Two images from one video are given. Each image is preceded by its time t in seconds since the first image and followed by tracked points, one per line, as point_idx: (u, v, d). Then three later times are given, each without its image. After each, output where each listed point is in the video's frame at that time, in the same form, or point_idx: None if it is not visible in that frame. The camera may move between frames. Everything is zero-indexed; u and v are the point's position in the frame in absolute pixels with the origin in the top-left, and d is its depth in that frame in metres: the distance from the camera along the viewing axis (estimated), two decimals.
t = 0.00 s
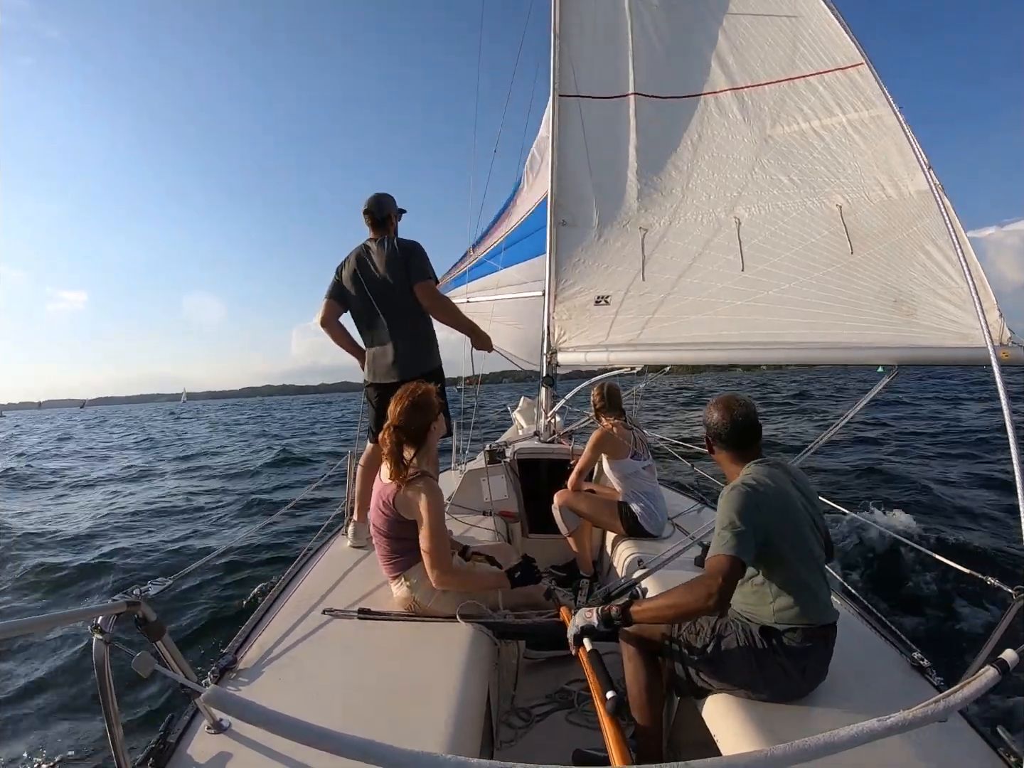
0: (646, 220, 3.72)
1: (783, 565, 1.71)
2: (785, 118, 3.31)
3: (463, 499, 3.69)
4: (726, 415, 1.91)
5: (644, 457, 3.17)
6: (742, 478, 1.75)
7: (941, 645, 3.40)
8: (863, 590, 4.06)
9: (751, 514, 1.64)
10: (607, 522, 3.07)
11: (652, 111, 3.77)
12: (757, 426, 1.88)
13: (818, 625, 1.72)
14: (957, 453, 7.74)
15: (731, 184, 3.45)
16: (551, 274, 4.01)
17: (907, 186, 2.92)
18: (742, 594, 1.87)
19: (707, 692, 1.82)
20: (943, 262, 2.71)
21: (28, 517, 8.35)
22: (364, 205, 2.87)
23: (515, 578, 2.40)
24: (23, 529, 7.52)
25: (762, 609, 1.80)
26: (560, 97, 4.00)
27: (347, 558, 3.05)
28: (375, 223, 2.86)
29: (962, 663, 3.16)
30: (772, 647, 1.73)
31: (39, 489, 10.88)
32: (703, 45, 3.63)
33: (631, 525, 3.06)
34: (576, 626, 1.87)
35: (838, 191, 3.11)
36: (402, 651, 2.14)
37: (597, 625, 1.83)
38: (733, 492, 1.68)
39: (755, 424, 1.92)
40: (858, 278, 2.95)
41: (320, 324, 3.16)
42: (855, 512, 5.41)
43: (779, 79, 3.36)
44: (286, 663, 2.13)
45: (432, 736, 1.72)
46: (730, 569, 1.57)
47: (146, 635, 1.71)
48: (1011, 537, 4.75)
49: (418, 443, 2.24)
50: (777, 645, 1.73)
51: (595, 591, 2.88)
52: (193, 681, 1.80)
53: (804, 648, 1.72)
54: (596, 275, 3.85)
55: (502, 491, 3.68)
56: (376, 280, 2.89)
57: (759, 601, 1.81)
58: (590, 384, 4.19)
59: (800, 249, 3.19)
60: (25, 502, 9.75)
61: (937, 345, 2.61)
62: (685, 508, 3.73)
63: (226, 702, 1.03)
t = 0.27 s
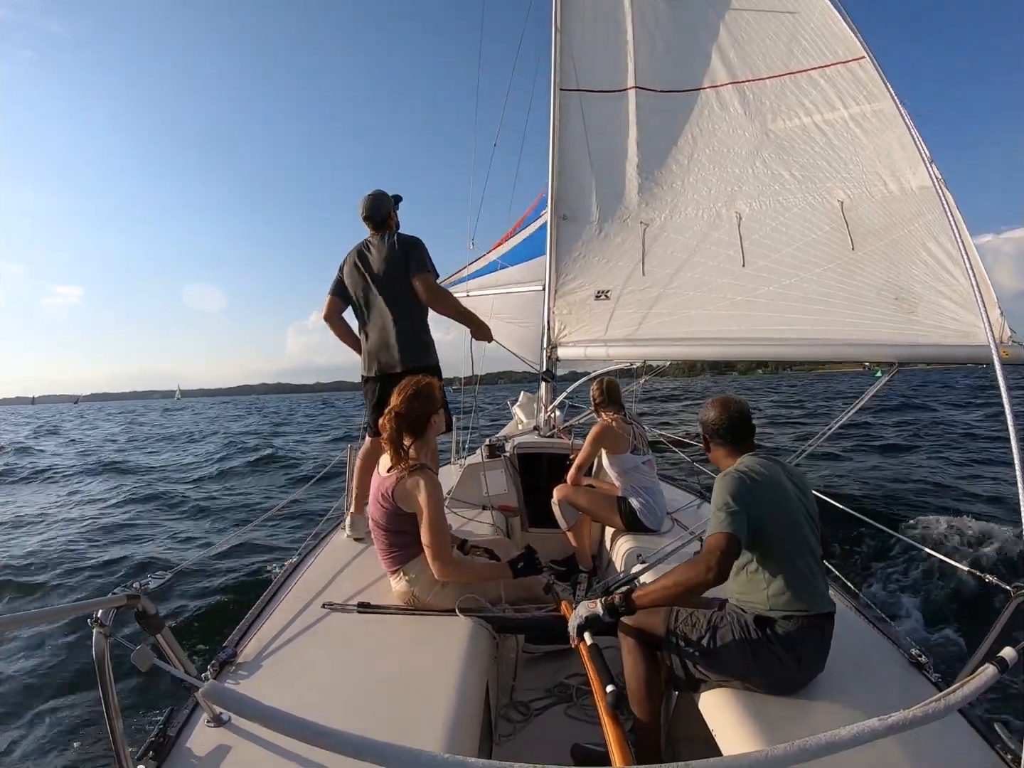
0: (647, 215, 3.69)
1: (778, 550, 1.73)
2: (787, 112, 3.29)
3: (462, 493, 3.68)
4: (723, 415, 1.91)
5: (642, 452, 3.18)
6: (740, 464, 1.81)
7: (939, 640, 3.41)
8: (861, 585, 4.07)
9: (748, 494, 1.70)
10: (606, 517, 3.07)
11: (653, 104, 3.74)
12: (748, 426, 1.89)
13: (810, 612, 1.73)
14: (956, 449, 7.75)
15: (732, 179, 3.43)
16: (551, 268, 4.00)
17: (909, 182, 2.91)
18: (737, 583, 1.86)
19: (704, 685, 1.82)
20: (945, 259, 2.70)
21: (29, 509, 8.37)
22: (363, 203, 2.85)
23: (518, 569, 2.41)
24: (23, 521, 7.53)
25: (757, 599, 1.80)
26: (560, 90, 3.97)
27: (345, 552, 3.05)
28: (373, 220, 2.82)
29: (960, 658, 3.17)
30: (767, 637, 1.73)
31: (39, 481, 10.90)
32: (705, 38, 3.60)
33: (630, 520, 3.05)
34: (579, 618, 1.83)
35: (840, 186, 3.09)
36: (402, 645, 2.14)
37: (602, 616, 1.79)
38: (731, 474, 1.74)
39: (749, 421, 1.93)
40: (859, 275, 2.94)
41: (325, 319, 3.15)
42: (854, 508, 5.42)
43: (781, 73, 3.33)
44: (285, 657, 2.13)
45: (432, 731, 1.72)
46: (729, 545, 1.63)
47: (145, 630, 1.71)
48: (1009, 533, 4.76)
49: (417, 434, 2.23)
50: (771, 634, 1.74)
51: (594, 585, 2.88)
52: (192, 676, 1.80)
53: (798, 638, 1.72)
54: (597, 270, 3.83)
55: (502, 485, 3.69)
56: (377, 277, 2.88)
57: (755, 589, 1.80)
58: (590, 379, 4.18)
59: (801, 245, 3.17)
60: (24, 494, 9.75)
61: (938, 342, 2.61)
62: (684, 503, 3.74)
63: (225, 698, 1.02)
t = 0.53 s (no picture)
0: (648, 215, 3.69)
1: (778, 543, 1.76)
2: (789, 112, 3.29)
3: (462, 493, 3.68)
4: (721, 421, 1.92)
5: (644, 454, 3.19)
6: (737, 462, 1.84)
7: (939, 642, 3.41)
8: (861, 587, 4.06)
9: (745, 489, 1.73)
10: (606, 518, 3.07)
11: (654, 103, 3.74)
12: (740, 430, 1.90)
13: (811, 605, 1.75)
14: (956, 451, 7.75)
15: (733, 179, 3.43)
16: (552, 268, 4.00)
17: (911, 184, 2.91)
18: (737, 580, 1.89)
19: (704, 684, 1.81)
20: (946, 261, 2.70)
21: (30, 507, 8.38)
22: (358, 209, 2.88)
23: (518, 569, 2.41)
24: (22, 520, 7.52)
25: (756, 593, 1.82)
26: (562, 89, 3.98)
27: (345, 552, 3.05)
28: (367, 221, 2.87)
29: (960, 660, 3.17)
30: (766, 631, 1.74)
31: (41, 479, 10.92)
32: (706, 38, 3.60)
33: (631, 521, 3.06)
34: (584, 617, 1.82)
35: (841, 188, 3.09)
36: (402, 646, 2.14)
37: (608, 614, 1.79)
38: (727, 470, 1.78)
39: (741, 428, 1.94)
40: (860, 276, 2.94)
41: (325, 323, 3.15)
42: (854, 509, 5.42)
43: (783, 72, 3.33)
44: (286, 657, 2.13)
45: (432, 731, 1.72)
46: (728, 535, 1.66)
47: (146, 630, 1.72)
48: (1010, 535, 4.76)
49: (422, 436, 2.22)
50: (770, 627, 1.75)
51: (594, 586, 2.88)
52: (193, 675, 1.81)
53: (797, 630, 1.73)
54: (597, 271, 3.83)
55: (501, 486, 3.68)
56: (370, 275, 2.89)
57: (754, 583, 1.83)
58: (590, 379, 4.18)
59: (802, 246, 3.18)
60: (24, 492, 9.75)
61: (939, 344, 2.61)
62: (684, 504, 3.74)
63: (226, 697, 1.03)
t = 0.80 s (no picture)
0: (649, 220, 3.71)
1: (776, 544, 1.76)
2: (790, 118, 3.30)
3: (462, 498, 3.68)
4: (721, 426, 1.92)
5: (645, 459, 3.17)
6: (732, 467, 1.84)
7: (941, 647, 3.40)
8: (863, 592, 4.05)
9: (740, 490, 1.75)
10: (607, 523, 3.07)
11: (654, 109, 3.75)
12: (739, 434, 1.92)
13: (810, 605, 1.74)
14: (958, 457, 7.74)
15: (734, 185, 3.44)
16: (553, 272, 4.01)
17: (911, 191, 2.92)
18: (734, 582, 1.90)
19: (705, 688, 1.81)
20: (947, 267, 2.71)
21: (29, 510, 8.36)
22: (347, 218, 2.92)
23: (516, 574, 2.44)
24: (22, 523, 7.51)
25: (753, 594, 1.83)
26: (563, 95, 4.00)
27: (344, 557, 3.04)
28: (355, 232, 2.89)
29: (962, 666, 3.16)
30: (765, 632, 1.74)
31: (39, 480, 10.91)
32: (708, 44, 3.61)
33: (631, 526, 3.06)
34: (585, 620, 1.81)
35: (841, 194, 3.10)
36: (402, 651, 2.14)
37: (608, 618, 1.79)
38: (722, 472, 1.81)
39: (739, 435, 1.95)
40: (861, 282, 2.95)
41: (324, 336, 3.21)
42: (855, 514, 5.41)
43: (784, 79, 3.34)
44: (285, 662, 2.12)
45: (432, 737, 1.71)
46: (726, 536, 1.67)
47: (145, 634, 1.71)
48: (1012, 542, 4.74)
49: (427, 442, 2.21)
50: (769, 628, 1.75)
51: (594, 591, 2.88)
52: (192, 680, 1.80)
53: (796, 630, 1.72)
54: (598, 275, 3.84)
55: (500, 491, 3.67)
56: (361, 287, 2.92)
57: (748, 584, 1.85)
58: (591, 384, 4.18)
59: (803, 251, 3.18)
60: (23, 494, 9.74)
61: (940, 350, 2.61)
62: (685, 509, 3.73)
63: (225, 702, 1.02)
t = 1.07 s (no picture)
0: (649, 225, 3.72)
1: (781, 550, 1.76)
2: (789, 124, 3.33)
3: (463, 502, 3.68)
4: (733, 426, 1.92)
5: (646, 463, 3.16)
6: (740, 469, 1.84)
7: (942, 651, 3.40)
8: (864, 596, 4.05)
9: (748, 494, 1.75)
10: (607, 527, 3.08)
11: (655, 114, 3.77)
12: (749, 432, 1.93)
13: (810, 611, 1.74)
14: (958, 462, 7.75)
15: (734, 190, 3.46)
16: (553, 276, 4.02)
17: (911, 199, 2.94)
18: (739, 585, 1.87)
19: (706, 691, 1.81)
20: (946, 272, 2.73)
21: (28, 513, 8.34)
22: (332, 224, 2.94)
23: (517, 577, 2.42)
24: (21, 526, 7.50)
25: (757, 599, 1.81)
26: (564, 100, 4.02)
27: (345, 560, 3.04)
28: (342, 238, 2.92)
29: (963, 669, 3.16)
30: (765, 636, 1.74)
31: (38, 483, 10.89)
32: (708, 49, 3.64)
33: (631, 530, 3.07)
34: (587, 625, 1.82)
35: (842, 199, 3.12)
36: (403, 655, 2.14)
37: (610, 621, 1.79)
38: (732, 474, 1.80)
39: (750, 434, 1.95)
40: (860, 286, 2.96)
41: (322, 344, 3.23)
42: (856, 518, 5.41)
43: (783, 84, 3.37)
44: (286, 665, 2.12)
45: (433, 741, 1.71)
46: (729, 541, 1.67)
47: (146, 637, 1.71)
48: (1012, 545, 4.75)
49: (429, 446, 2.21)
50: (769, 632, 1.75)
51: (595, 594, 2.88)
52: (193, 683, 1.80)
53: (796, 634, 1.73)
54: (599, 279, 3.85)
55: (501, 494, 3.67)
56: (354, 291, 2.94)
57: (752, 585, 1.83)
58: (592, 388, 4.19)
59: (803, 256, 3.20)
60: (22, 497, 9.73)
61: (940, 354, 2.62)
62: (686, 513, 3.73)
63: (225, 705, 1.03)
